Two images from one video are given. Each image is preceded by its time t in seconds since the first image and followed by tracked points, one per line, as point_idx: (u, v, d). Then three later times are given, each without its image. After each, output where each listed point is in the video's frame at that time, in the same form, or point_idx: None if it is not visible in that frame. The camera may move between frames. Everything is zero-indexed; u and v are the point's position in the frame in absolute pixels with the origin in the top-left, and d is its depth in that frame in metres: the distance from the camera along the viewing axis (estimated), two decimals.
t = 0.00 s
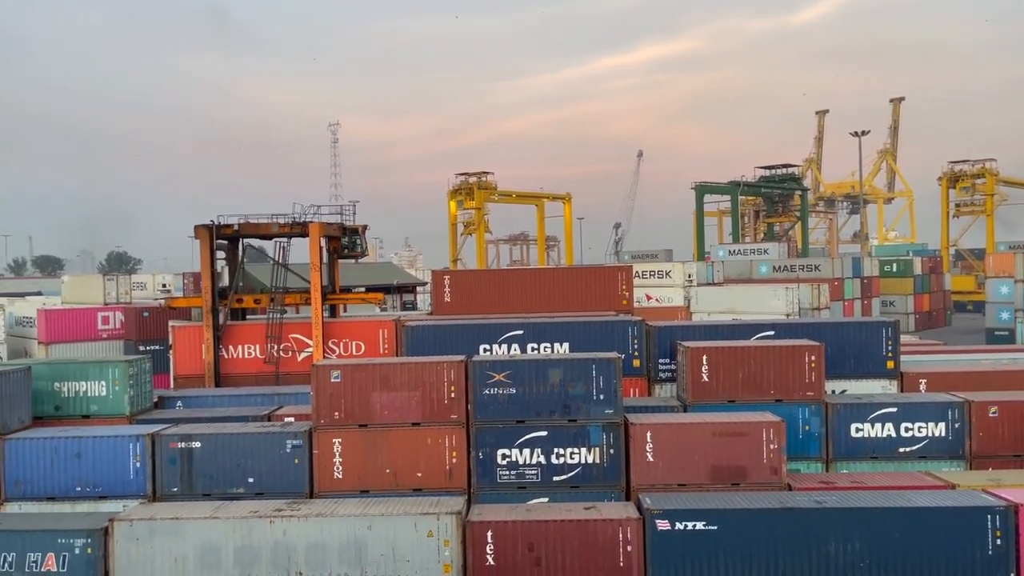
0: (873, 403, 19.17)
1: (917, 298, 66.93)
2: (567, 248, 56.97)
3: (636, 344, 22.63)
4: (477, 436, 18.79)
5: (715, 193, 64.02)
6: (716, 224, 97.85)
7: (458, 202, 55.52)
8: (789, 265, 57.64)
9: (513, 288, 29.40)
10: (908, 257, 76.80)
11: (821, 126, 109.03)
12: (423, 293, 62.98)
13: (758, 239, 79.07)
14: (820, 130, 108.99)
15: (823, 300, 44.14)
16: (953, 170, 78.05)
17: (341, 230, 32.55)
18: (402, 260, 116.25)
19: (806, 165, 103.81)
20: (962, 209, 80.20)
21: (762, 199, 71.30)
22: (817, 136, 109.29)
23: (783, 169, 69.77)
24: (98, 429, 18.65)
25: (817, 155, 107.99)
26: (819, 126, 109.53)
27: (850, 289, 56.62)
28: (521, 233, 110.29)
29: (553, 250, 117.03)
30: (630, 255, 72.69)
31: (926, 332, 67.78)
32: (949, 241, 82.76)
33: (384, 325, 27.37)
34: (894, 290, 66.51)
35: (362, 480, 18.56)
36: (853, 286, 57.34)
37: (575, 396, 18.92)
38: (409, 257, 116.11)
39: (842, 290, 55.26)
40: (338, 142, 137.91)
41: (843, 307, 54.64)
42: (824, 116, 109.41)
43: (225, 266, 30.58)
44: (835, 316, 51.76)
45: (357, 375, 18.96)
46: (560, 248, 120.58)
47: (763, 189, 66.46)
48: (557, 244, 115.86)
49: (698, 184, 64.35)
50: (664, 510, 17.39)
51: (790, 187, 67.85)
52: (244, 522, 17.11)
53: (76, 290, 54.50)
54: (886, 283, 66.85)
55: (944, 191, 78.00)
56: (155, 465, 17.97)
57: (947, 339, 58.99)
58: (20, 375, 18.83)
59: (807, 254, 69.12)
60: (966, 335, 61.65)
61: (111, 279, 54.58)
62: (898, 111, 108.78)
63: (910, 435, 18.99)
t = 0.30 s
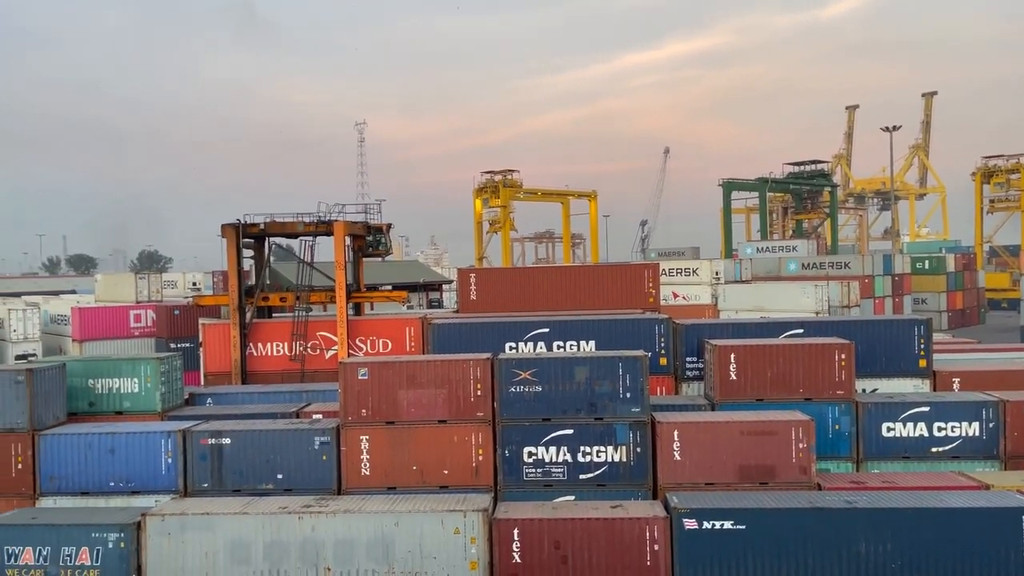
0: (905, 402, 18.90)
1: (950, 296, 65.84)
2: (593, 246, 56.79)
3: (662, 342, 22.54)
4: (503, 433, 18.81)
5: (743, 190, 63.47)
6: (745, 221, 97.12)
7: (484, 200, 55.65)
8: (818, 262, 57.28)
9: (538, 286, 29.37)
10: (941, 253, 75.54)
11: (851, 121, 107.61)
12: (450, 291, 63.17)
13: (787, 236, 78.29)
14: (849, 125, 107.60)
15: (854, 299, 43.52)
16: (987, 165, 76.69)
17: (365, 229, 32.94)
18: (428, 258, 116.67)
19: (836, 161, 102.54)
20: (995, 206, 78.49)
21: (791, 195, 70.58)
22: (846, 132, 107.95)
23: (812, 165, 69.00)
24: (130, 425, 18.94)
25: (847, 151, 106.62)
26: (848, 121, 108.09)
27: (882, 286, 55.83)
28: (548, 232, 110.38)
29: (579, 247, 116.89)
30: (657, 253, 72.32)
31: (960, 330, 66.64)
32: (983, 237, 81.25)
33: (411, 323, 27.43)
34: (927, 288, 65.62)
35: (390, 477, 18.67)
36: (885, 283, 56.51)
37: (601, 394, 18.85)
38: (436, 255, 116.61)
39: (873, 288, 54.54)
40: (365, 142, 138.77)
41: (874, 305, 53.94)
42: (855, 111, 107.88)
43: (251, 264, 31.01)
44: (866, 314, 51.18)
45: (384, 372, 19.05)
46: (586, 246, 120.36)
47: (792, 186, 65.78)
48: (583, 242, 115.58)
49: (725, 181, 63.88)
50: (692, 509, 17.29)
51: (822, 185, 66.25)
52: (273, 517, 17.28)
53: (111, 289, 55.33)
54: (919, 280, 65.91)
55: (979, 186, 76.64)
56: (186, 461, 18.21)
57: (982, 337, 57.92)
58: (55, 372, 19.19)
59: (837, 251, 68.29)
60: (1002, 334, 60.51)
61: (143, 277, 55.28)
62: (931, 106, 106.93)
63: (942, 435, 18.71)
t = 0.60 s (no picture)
0: (937, 401, 18.62)
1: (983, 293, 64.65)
2: (619, 244, 56.56)
3: (690, 340, 22.41)
4: (530, 431, 18.82)
5: (771, 186, 62.86)
6: (773, 218, 96.24)
7: (510, 199, 55.72)
8: (848, 259, 56.29)
9: (563, 284, 29.34)
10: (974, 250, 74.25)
11: (881, 116, 106.17)
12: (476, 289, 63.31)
13: (815, 233, 77.49)
14: (879, 121, 106.16)
15: (885, 296, 42.94)
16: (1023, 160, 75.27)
17: (389, 227, 33.33)
18: (453, 256, 117.07)
19: (866, 157, 101.23)
20: None
21: (820, 191, 69.79)
22: (877, 127, 106.33)
23: (842, 161, 68.18)
24: (161, 422, 19.19)
25: (877, 147, 105.17)
26: (878, 116, 106.59)
27: (913, 283, 55.07)
28: (573, 229, 110.25)
29: (605, 245, 116.60)
30: (684, 251, 71.89)
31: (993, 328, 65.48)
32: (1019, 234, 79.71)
33: (437, 321, 27.56)
34: (959, 285, 64.32)
35: (417, 474, 18.74)
36: (916, 280, 55.73)
37: (628, 393, 18.75)
38: (461, 254, 116.92)
39: (904, 285, 53.81)
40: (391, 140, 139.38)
41: (905, 303, 53.23)
42: (885, 105, 106.35)
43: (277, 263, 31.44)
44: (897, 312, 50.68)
45: (411, 370, 19.11)
46: (611, 243, 120.01)
47: (821, 182, 65.08)
48: (609, 240, 115.11)
49: (753, 178, 63.36)
50: (720, 508, 17.16)
51: (851, 179, 65.98)
52: (302, 513, 17.43)
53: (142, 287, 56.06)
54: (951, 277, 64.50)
55: (1014, 182, 75.24)
56: (216, 457, 18.43)
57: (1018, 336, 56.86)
58: (88, 369, 19.49)
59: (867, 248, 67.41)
60: None
61: (174, 275, 55.87)
62: (963, 100, 105.09)
63: (976, 435, 18.39)
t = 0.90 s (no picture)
0: (970, 400, 18.30)
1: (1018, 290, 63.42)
2: (645, 241, 56.32)
3: (717, 338, 22.27)
4: (555, 429, 18.80)
5: (800, 183, 62.24)
6: (801, 215, 95.45)
7: (535, 196, 55.73)
8: (879, 256, 55.07)
9: (588, 282, 29.29)
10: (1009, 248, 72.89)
11: (912, 111, 104.55)
12: (501, 286, 63.49)
13: (845, 230, 76.68)
14: (910, 116, 104.60)
15: (916, 294, 42.29)
16: None
17: (412, 225, 33.76)
18: (478, 254, 117.44)
19: (897, 153, 99.82)
20: None
21: (850, 188, 69.01)
22: (908, 122, 104.77)
23: (872, 157, 67.29)
24: (191, 418, 19.45)
25: (908, 142, 103.63)
26: (909, 111, 105.03)
27: (945, 281, 54.29)
28: (598, 227, 110.10)
29: (631, 243, 116.29)
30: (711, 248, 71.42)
31: None
32: None
33: (463, 319, 27.64)
34: (992, 283, 63.36)
35: (443, 472, 18.82)
36: (949, 278, 54.91)
37: (654, 391, 18.64)
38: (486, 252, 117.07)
39: (936, 283, 53.06)
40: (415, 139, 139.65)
41: (937, 301, 52.53)
42: (916, 100, 104.71)
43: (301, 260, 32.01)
44: (930, 310, 50.03)
45: (437, 367, 19.18)
46: (636, 241, 119.62)
47: (851, 178, 64.33)
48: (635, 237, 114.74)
49: (781, 175, 62.81)
50: (747, 507, 17.01)
51: (881, 175, 65.16)
52: (329, 510, 17.56)
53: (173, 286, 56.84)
54: (984, 274, 63.54)
55: None
56: (245, 454, 18.63)
57: None
58: (121, 366, 19.79)
59: (898, 245, 66.49)
60: None
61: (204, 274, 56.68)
62: (997, 94, 103.18)
63: (1010, 435, 18.05)
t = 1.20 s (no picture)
0: (1004, 400, 17.97)
1: None
2: (671, 239, 56.06)
3: (744, 337, 22.13)
4: (581, 428, 18.76)
5: (829, 179, 61.53)
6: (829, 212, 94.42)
7: (560, 194, 55.68)
8: (910, 254, 54.62)
9: (613, 280, 29.21)
10: None
11: (944, 106, 102.80)
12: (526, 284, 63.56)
13: (875, 227, 75.71)
14: (942, 111, 102.88)
15: (948, 292, 41.61)
16: None
17: (434, 224, 33.96)
18: (503, 252, 117.28)
19: (928, 148, 98.28)
20: None
21: (880, 184, 68.13)
22: (939, 117, 103.06)
23: (902, 153, 66.31)
24: (220, 415, 19.68)
25: (939, 138, 101.94)
26: (941, 107, 103.33)
27: (978, 278, 53.42)
28: (623, 225, 109.76)
29: (656, 241, 115.79)
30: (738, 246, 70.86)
31: None
32: None
33: (488, 317, 27.68)
34: None
35: (468, 469, 18.89)
36: (982, 276, 53.98)
37: (680, 390, 18.51)
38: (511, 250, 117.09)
39: (968, 281, 52.24)
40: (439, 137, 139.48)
41: (970, 299, 51.70)
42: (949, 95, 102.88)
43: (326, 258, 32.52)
44: (963, 309, 49.24)
45: (463, 365, 19.22)
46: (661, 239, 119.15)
47: (881, 175, 63.48)
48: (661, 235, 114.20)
49: (809, 171, 62.15)
50: (775, 507, 16.85)
51: (912, 172, 64.19)
52: (355, 506, 17.67)
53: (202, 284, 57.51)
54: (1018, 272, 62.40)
55: None
56: (273, 450, 18.81)
57: None
58: (152, 363, 20.05)
59: (930, 243, 65.50)
60: None
61: (232, 273, 57.39)
62: None
63: None
